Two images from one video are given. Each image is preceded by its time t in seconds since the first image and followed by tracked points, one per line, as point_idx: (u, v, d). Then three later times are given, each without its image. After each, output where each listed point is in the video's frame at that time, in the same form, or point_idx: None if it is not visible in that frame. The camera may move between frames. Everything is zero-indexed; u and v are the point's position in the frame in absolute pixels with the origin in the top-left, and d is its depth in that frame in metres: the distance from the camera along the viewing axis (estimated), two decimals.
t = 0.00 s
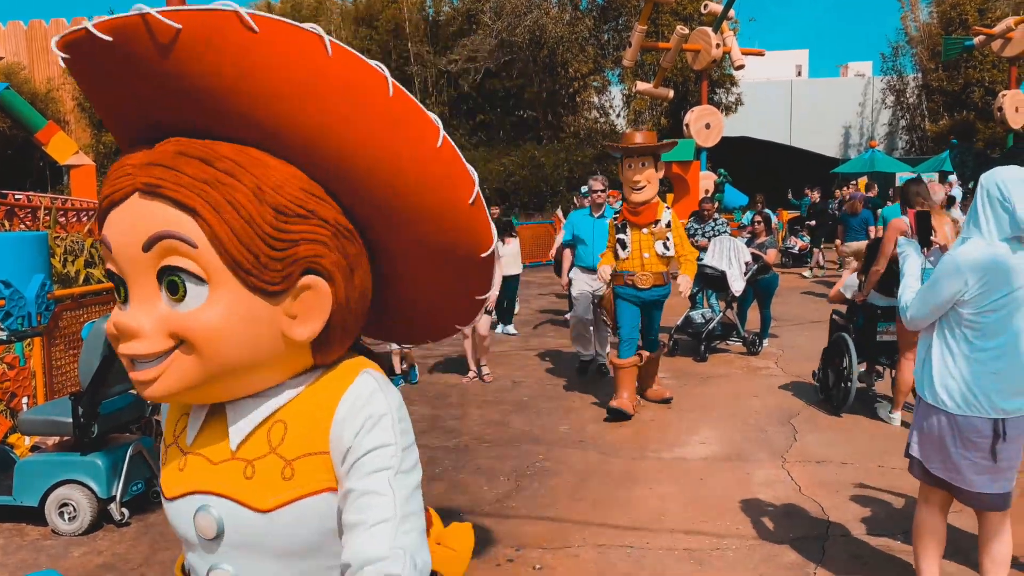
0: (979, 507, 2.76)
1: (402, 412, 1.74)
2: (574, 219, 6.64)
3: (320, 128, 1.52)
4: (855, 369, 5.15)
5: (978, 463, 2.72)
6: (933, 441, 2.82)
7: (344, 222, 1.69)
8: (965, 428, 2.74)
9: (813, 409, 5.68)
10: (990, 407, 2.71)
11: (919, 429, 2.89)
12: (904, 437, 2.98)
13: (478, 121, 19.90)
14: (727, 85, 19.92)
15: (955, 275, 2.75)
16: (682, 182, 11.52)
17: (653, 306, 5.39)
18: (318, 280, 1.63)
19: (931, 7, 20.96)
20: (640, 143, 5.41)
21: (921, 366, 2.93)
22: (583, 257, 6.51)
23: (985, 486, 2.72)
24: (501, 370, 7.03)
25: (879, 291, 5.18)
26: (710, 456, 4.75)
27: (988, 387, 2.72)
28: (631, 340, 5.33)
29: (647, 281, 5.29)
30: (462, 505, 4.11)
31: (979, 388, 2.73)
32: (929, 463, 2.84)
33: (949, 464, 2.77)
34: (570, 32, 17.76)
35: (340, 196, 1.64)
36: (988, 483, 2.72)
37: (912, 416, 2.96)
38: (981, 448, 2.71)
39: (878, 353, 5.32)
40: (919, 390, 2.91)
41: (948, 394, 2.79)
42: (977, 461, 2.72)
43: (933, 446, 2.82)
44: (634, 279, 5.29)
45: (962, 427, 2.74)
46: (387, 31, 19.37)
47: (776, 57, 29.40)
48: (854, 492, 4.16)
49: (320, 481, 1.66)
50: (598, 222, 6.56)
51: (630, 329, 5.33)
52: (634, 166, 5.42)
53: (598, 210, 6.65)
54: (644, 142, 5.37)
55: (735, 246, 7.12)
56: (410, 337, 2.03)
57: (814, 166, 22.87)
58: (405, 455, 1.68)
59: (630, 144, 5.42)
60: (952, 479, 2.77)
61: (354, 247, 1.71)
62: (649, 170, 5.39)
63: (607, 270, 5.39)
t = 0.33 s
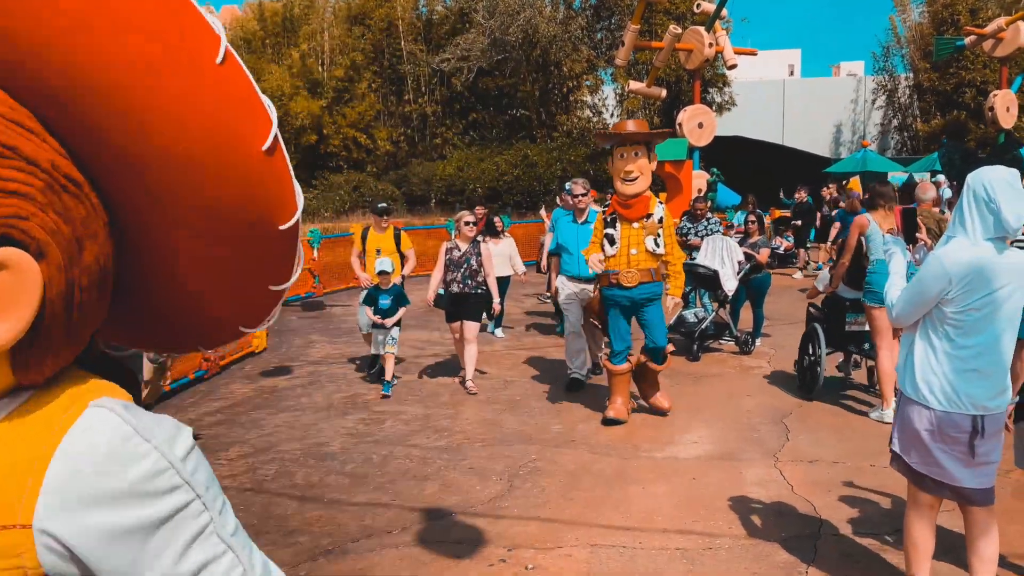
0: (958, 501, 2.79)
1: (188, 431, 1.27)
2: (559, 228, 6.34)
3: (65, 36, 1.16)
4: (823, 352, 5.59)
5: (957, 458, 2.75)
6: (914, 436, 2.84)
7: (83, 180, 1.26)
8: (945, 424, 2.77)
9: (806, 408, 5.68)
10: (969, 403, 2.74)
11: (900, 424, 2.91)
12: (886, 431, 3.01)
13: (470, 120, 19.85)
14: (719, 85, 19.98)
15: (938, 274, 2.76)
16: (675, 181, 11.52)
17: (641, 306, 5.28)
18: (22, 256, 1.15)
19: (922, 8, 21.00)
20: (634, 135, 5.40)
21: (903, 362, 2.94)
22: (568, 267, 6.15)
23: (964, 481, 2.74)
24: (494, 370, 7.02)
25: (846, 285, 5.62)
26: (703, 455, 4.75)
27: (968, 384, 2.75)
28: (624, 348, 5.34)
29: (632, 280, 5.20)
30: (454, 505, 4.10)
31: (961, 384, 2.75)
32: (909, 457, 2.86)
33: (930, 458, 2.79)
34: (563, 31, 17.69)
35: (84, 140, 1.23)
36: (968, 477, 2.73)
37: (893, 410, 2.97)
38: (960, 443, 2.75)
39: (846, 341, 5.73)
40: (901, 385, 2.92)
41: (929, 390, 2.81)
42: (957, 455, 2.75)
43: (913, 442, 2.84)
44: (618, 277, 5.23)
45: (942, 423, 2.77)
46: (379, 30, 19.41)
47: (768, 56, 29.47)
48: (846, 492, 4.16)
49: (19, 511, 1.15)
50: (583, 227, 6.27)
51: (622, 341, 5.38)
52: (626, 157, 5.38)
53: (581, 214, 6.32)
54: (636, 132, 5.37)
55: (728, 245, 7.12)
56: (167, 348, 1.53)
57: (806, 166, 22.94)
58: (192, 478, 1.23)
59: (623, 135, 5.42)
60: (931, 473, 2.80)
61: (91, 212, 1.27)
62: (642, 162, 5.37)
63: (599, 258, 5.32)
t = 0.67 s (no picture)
0: (946, 504, 2.82)
1: None
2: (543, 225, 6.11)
3: None
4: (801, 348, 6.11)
5: (944, 461, 2.78)
6: (902, 439, 2.85)
7: None
8: (934, 427, 2.79)
9: (798, 412, 5.70)
10: (956, 407, 2.77)
11: (889, 428, 2.92)
12: (874, 435, 3.02)
13: (465, 124, 19.89)
14: (712, 90, 20.08)
15: (930, 278, 2.76)
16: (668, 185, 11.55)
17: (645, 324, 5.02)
18: None
19: (914, 13, 21.09)
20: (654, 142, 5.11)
21: (891, 365, 2.95)
22: (553, 270, 5.94)
23: (952, 483, 2.77)
24: (487, 374, 7.02)
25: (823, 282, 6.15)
26: (696, 459, 4.76)
27: (956, 389, 2.77)
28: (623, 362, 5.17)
29: (637, 297, 4.92)
30: (447, 510, 4.10)
31: (948, 387, 2.77)
32: (897, 460, 2.88)
33: (918, 462, 2.82)
34: (557, 37, 17.97)
35: None
36: (955, 480, 2.77)
37: (880, 413, 2.98)
38: (947, 446, 2.78)
39: (823, 336, 6.28)
40: (888, 388, 2.93)
41: (917, 394, 2.82)
42: (945, 458, 2.78)
43: (901, 444, 2.86)
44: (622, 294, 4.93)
45: (930, 427, 2.79)
46: (375, 34, 19.38)
47: (761, 61, 29.61)
48: (838, 496, 4.17)
49: None
50: (572, 228, 5.97)
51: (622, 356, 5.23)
52: (643, 166, 5.08)
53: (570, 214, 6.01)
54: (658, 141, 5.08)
55: (722, 249, 7.13)
56: None
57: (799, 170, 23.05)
58: None
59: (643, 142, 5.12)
60: (920, 476, 2.82)
61: None
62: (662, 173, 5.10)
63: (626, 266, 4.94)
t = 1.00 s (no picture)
0: (940, 510, 2.82)
1: None
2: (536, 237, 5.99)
3: None
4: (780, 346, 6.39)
5: (937, 467, 2.79)
6: (894, 445, 2.86)
7: None
8: (927, 434, 2.79)
9: (791, 417, 5.71)
10: (950, 414, 2.77)
11: (883, 434, 2.93)
12: (868, 441, 3.02)
13: (458, 131, 19.89)
14: (705, 96, 20.16)
15: (923, 285, 2.77)
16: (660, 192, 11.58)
17: (656, 330, 4.71)
18: None
19: (904, 20, 21.21)
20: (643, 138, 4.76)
21: (884, 372, 2.96)
22: (547, 283, 5.68)
23: (944, 489, 2.78)
24: (481, 381, 7.01)
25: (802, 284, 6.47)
26: (689, 465, 4.76)
27: (949, 395, 2.77)
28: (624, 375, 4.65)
29: (648, 301, 4.63)
30: (440, 517, 4.09)
31: (941, 393, 2.78)
32: (891, 467, 2.89)
33: (911, 468, 2.83)
34: (550, 44, 17.99)
35: None
36: (948, 486, 2.77)
37: (874, 418, 2.99)
38: (940, 452, 2.78)
39: (804, 335, 6.53)
40: (882, 394, 2.94)
41: (910, 399, 2.83)
42: (938, 464, 2.78)
43: (894, 451, 2.87)
44: (631, 298, 4.64)
45: (923, 433, 2.79)
46: (368, 41, 19.40)
47: (753, 68, 29.75)
48: (831, 501, 4.18)
49: None
50: (567, 238, 5.77)
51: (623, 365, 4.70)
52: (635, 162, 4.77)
53: (565, 225, 5.83)
54: (649, 134, 4.71)
55: (715, 254, 7.18)
56: None
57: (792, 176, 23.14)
58: None
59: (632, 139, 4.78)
60: (912, 482, 2.83)
61: None
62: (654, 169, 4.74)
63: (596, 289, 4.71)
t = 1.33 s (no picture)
0: (935, 518, 2.84)
1: None
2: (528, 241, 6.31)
3: None
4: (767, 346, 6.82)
5: (935, 475, 2.80)
6: (891, 452, 2.87)
7: None
8: (924, 441, 2.80)
9: (783, 424, 5.72)
10: (949, 421, 2.78)
11: (880, 442, 2.93)
12: (862, 449, 3.01)
13: (450, 139, 19.93)
14: (697, 104, 20.23)
15: (925, 292, 2.78)
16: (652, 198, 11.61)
17: (641, 351, 4.44)
18: None
19: (895, 27, 21.34)
20: (623, 140, 4.65)
21: (882, 380, 2.96)
22: (533, 294, 5.41)
23: (942, 497, 2.79)
24: (475, 388, 7.00)
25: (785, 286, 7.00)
26: (682, 472, 4.76)
27: (948, 402, 2.78)
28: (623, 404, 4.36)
29: (628, 318, 4.39)
30: (433, 525, 4.07)
31: (941, 401, 2.79)
32: (888, 475, 2.89)
33: (909, 476, 2.83)
34: (542, 51, 18.02)
35: None
36: (946, 493, 2.79)
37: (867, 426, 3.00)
38: (937, 459, 2.79)
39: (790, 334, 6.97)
40: (879, 402, 2.94)
41: (909, 407, 2.83)
42: (935, 472, 2.79)
43: (891, 458, 2.87)
44: (611, 315, 4.43)
45: (921, 441, 2.80)
46: (361, 49, 19.43)
47: (745, 75, 29.90)
48: (823, 508, 4.18)
49: None
50: (550, 247, 5.44)
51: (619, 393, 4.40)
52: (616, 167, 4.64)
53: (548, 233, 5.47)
54: (629, 135, 4.61)
55: (706, 262, 7.16)
56: None
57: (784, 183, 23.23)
58: None
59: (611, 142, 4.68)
60: (910, 490, 2.83)
61: None
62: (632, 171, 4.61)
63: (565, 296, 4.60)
